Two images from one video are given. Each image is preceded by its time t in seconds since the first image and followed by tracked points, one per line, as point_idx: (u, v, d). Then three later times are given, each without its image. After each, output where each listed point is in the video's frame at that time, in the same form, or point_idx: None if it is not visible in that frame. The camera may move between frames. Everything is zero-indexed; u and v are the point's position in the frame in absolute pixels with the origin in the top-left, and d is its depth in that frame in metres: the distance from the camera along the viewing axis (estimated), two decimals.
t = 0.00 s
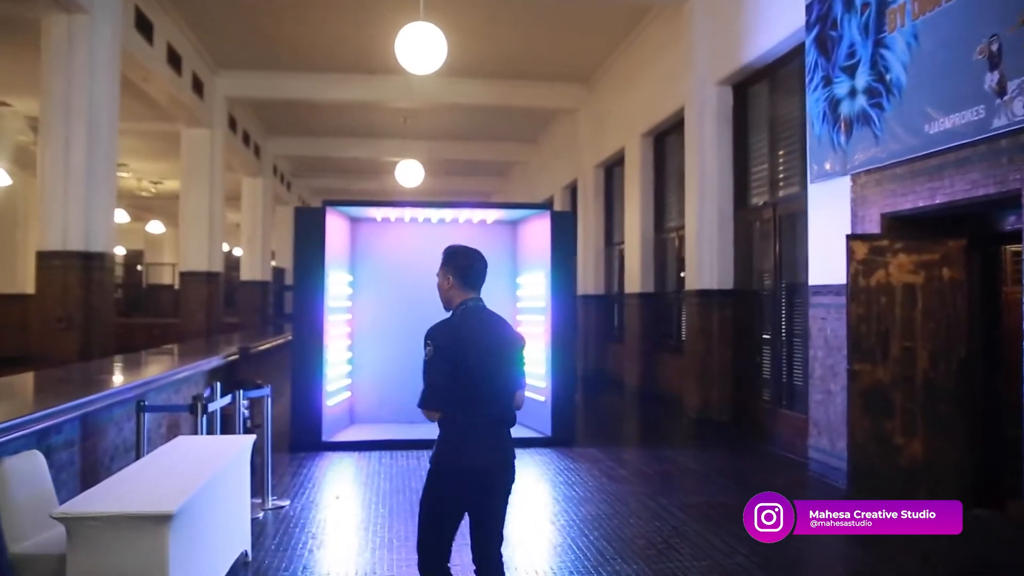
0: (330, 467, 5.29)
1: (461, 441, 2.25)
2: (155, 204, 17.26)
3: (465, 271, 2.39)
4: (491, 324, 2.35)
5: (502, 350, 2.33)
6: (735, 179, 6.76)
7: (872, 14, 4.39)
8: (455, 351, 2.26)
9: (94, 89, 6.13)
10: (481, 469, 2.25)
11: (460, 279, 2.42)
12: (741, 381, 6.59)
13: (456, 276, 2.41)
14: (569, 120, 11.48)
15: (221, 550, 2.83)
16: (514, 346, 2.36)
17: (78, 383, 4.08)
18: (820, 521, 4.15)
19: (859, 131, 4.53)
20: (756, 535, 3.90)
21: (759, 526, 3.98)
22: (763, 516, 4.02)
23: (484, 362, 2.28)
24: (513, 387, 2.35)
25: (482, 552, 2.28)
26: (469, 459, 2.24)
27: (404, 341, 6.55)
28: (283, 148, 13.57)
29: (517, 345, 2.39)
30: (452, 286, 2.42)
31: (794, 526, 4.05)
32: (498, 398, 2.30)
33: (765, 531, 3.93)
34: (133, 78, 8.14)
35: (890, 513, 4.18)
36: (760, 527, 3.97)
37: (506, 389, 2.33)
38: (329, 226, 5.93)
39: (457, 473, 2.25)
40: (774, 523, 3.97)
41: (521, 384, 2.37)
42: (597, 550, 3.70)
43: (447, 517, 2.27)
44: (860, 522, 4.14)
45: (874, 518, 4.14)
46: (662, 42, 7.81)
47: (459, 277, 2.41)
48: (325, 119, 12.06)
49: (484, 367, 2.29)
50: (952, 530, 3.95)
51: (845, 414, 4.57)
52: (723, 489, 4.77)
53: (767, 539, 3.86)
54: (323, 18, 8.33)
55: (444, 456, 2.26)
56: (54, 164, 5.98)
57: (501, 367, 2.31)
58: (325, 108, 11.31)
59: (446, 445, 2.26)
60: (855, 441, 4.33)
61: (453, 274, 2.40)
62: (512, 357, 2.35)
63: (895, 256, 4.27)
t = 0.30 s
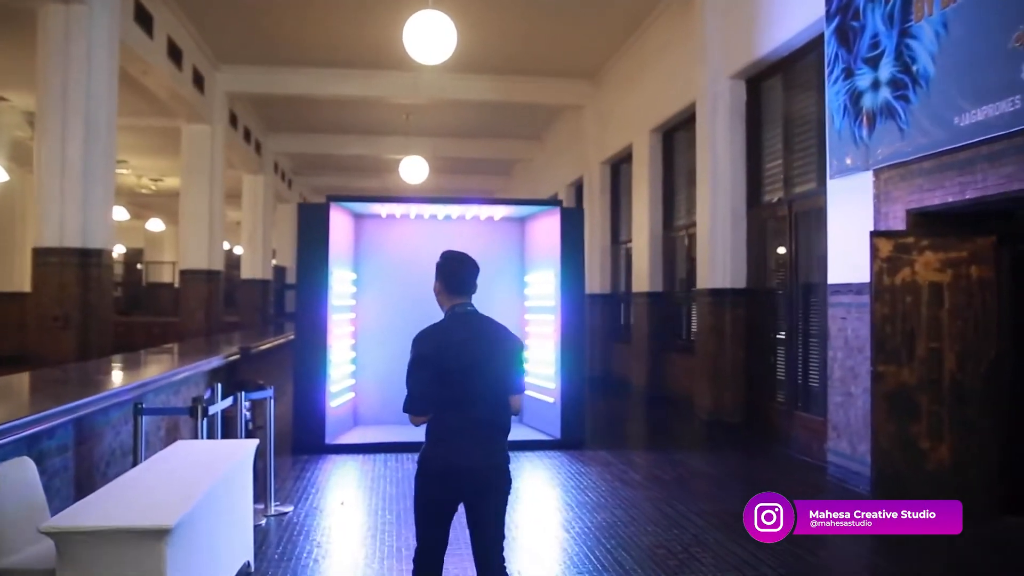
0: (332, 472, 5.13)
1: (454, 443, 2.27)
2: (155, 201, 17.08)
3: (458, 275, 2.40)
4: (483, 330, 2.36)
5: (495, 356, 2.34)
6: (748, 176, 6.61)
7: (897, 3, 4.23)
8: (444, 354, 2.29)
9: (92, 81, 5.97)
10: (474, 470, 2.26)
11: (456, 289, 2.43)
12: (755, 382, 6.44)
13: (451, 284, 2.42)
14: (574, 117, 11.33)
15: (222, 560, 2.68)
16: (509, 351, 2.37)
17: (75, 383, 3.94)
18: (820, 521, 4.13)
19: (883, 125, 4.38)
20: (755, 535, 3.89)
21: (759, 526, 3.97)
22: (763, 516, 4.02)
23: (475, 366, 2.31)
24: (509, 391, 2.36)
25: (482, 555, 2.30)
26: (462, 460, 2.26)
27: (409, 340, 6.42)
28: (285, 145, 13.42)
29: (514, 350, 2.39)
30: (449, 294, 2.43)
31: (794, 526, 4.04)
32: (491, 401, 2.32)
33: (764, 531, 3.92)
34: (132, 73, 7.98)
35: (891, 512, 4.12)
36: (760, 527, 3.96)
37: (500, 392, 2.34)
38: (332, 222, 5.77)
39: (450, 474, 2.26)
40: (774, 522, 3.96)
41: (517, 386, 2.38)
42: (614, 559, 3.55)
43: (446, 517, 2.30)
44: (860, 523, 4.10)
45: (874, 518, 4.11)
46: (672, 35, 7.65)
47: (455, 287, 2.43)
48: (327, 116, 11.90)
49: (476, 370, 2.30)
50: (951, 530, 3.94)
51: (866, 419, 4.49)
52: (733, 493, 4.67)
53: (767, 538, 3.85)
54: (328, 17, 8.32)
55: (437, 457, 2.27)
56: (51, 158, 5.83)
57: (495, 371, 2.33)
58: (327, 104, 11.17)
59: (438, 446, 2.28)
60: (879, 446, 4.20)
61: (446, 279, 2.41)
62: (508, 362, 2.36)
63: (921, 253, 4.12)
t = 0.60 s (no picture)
0: (335, 478, 4.96)
1: (444, 436, 2.48)
2: (153, 200, 16.89)
3: (445, 272, 2.63)
4: (469, 327, 2.59)
5: (480, 351, 2.57)
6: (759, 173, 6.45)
7: None
8: (429, 348, 2.54)
9: (86, 75, 5.81)
10: (462, 465, 2.48)
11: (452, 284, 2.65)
12: (766, 384, 6.29)
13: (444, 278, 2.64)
14: (577, 114, 11.17)
15: None
16: (493, 346, 2.60)
17: (65, 387, 3.79)
18: (820, 521, 4.11)
19: (905, 119, 4.22)
20: (755, 534, 3.87)
21: (759, 526, 3.95)
22: (763, 516, 4.00)
23: (460, 360, 2.54)
24: (493, 385, 2.59)
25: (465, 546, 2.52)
26: (450, 455, 2.47)
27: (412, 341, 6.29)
28: (283, 143, 13.25)
29: (498, 345, 2.62)
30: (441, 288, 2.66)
31: (794, 526, 4.02)
32: (475, 394, 2.55)
33: (764, 531, 3.90)
34: (127, 68, 7.82)
35: (890, 513, 4.07)
36: (760, 526, 3.95)
37: (485, 387, 2.57)
38: (333, 220, 5.61)
39: (438, 468, 2.47)
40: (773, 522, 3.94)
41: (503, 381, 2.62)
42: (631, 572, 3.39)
43: (435, 510, 2.51)
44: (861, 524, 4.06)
45: (874, 518, 4.09)
46: (679, 30, 7.50)
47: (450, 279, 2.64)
48: (326, 113, 11.75)
49: (461, 364, 2.54)
50: (950, 530, 3.89)
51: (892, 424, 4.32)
52: (742, 497, 4.56)
53: (767, 537, 3.84)
54: (329, 15, 8.22)
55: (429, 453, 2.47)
56: (43, 154, 5.67)
57: (480, 366, 2.56)
58: (326, 101, 11.00)
59: (430, 437, 2.49)
60: (900, 451, 4.03)
61: (432, 277, 2.64)
62: (491, 357, 2.59)
63: (947, 251, 3.96)
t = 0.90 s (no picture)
0: (336, 484, 4.76)
1: (433, 438, 2.36)
2: (153, 196, 16.71)
3: (445, 271, 2.50)
4: (463, 327, 2.43)
5: (474, 350, 2.40)
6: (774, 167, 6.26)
7: None
8: (421, 346, 2.43)
9: (80, 66, 5.62)
10: (454, 469, 2.35)
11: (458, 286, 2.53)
12: (780, 384, 6.09)
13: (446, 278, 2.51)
14: (583, 108, 10.96)
15: None
16: (491, 347, 2.41)
17: (54, 388, 3.62)
18: (820, 521, 4.06)
19: (933, 107, 4.02)
20: (755, 535, 3.84)
21: (759, 526, 3.91)
22: (763, 516, 3.96)
23: (451, 360, 2.39)
24: (488, 387, 2.40)
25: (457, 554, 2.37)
26: (440, 458, 2.35)
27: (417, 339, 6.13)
28: (284, 139, 13.06)
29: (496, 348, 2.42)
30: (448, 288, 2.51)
31: (794, 526, 3.97)
32: (468, 397, 2.40)
33: (764, 531, 3.86)
34: (123, 61, 7.63)
35: (891, 513, 4.07)
36: (759, 527, 3.91)
37: (479, 389, 2.41)
38: (334, 215, 5.42)
39: (430, 472, 2.36)
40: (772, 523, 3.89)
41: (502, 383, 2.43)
42: None
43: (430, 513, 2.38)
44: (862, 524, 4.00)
45: (874, 518, 4.07)
46: (690, 20, 7.30)
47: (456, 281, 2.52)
48: (328, 109, 11.55)
49: (452, 364, 2.39)
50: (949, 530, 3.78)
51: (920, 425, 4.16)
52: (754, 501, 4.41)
53: (766, 537, 3.80)
54: (331, 7, 8.03)
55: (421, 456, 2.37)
56: (34, 147, 5.49)
57: (474, 367, 2.39)
58: (327, 96, 10.81)
59: (420, 440, 2.38)
60: (932, 456, 3.85)
61: (435, 275, 2.52)
62: (489, 359, 2.41)
63: (979, 245, 3.83)
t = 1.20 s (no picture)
0: (336, 495, 4.56)
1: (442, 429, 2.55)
2: (150, 196, 16.50)
3: (454, 274, 2.70)
4: (473, 327, 2.64)
5: (482, 349, 2.62)
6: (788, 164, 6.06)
7: None
8: (430, 344, 2.62)
9: (70, 60, 5.42)
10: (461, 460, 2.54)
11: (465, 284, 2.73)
12: (795, 389, 5.89)
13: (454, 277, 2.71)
14: (589, 107, 10.77)
15: None
16: (499, 346, 2.64)
17: (40, 396, 3.43)
18: (820, 521, 4.07)
19: (963, 100, 3.82)
20: (755, 535, 3.87)
21: (758, 527, 3.94)
22: (763, 516, 3.97)
23: (461, 357, 2.60)
24: (495, 384, 2.63)
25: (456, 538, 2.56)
26: (447, 449, 2.54)
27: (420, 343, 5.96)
28: (283, 138, 12.87)
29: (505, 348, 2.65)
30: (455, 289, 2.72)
31: (794, 526, 3.99)
32: (476, 393, 2.60)
33: (764, 531, 3.89)
34: (118, 56, 7.44)
35: (891, 513, 4.11)
36: (759, 527, 3.93)
37: (485, 386, 2.63)
38: (335, 213, 5.23)
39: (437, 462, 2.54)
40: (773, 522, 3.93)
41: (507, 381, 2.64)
42: None
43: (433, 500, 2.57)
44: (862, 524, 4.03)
45: (874, 517, 4.10)
46: (700, 14, 7.11)
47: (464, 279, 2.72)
48: (328, 106, 11.36)
49: (461, 361, 2.60)
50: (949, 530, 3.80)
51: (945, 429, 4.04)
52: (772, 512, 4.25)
53: (766, 537, 3.84)
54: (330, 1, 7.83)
55: (431, 447, 2.54)
56: (23, 144, 5.30)
57: (482, 364, 2.61)
58: (327, 94, 10.61)
59: (430, 430, 2.55)
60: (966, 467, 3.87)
61: (444, 277, 2.72)
62: (495, 358, 2.63)
63: (1015, 246, 3.81)
